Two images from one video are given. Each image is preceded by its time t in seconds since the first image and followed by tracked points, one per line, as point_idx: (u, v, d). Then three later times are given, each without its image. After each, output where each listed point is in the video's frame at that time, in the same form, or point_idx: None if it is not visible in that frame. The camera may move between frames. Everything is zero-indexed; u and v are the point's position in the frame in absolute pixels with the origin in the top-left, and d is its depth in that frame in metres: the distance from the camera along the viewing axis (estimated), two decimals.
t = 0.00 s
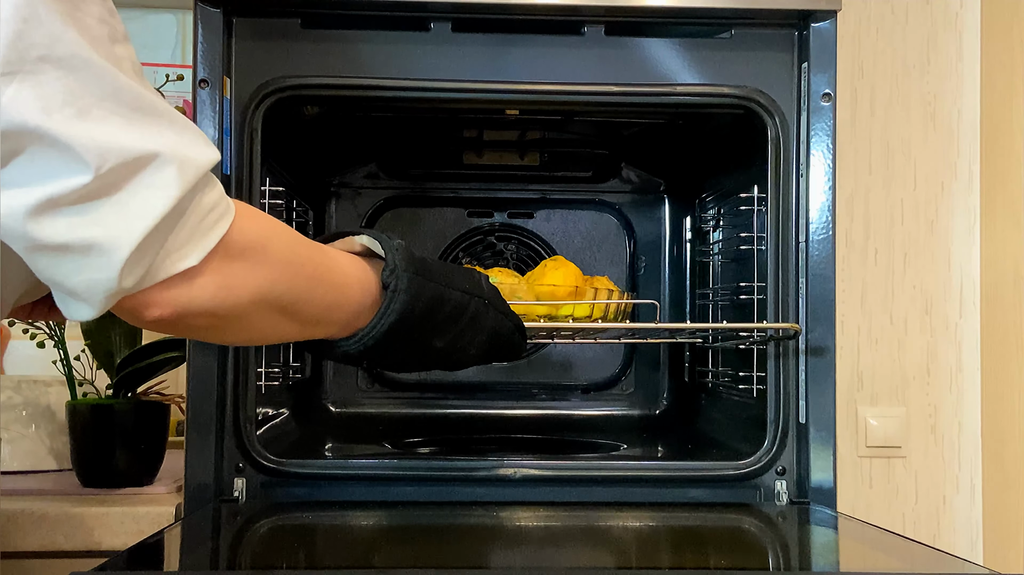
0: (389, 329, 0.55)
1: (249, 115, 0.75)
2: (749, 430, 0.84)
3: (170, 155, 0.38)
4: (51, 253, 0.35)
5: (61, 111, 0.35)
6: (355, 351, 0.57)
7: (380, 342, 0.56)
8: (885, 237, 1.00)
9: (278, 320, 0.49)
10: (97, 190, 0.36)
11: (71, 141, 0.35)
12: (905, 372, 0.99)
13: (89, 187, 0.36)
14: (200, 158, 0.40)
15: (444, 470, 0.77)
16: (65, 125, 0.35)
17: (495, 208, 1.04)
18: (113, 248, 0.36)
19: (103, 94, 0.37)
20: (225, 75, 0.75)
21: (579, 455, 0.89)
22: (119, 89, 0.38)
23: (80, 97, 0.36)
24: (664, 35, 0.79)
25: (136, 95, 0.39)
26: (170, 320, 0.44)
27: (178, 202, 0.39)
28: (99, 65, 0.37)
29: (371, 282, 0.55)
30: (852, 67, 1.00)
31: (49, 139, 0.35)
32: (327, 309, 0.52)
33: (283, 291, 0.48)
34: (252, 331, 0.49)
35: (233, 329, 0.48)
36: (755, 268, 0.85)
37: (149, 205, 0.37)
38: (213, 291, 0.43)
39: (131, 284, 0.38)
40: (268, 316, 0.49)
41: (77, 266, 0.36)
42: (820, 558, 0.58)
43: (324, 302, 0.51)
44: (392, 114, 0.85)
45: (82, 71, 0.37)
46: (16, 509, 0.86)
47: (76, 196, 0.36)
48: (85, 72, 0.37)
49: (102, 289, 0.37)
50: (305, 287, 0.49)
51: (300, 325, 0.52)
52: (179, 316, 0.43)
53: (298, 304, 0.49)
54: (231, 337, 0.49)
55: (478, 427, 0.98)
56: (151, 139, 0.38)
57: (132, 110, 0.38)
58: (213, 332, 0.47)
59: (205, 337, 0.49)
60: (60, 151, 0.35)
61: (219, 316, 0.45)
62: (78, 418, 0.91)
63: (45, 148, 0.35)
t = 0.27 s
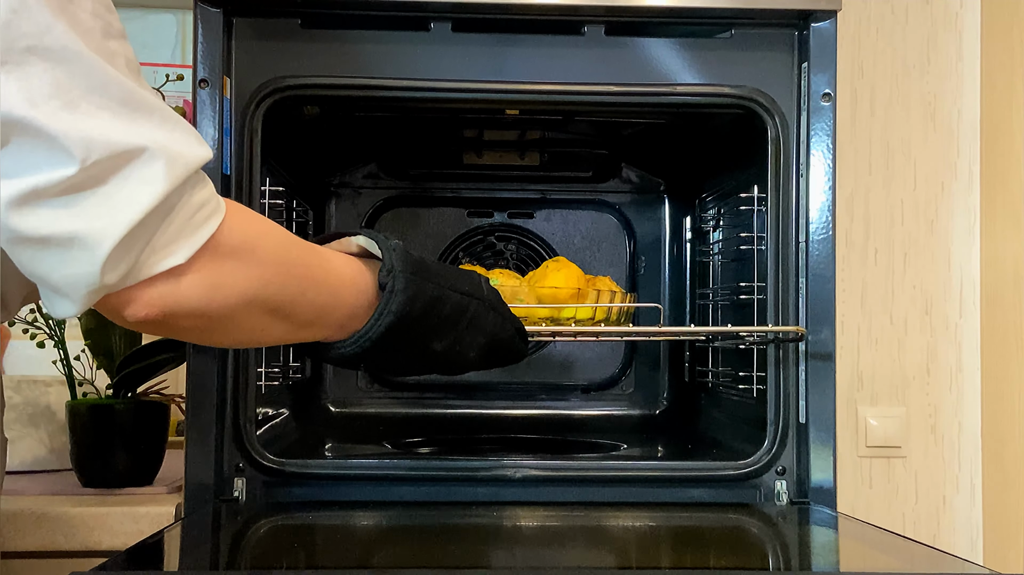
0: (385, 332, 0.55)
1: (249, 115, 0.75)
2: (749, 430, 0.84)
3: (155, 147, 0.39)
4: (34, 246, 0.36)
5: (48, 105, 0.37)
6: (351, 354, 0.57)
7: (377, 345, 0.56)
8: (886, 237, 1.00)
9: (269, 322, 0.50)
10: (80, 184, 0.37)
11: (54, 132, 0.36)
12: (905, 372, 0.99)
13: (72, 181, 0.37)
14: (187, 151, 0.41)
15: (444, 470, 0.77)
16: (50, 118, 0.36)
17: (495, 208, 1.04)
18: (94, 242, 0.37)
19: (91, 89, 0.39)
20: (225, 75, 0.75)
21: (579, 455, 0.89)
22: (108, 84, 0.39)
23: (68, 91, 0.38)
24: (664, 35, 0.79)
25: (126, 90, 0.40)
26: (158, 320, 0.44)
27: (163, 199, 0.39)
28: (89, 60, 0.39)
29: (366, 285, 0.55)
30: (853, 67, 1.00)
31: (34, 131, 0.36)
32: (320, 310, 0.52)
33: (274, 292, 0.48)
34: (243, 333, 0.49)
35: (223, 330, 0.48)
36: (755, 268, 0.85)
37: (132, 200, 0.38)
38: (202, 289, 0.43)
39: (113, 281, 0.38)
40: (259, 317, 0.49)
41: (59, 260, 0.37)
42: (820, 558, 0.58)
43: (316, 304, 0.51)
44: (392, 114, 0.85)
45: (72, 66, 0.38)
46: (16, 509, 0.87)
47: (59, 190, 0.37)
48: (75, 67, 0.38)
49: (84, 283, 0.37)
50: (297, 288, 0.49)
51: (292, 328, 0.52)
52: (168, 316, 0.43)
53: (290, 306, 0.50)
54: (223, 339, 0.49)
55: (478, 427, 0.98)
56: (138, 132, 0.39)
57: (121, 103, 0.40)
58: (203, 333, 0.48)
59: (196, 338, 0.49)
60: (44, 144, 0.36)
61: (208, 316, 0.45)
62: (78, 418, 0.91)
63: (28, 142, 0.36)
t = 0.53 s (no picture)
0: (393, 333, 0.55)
1: (249, 115, 0.75)
2: (749, 430, 0.84)
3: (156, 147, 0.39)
4: (32, 250, 0.36)
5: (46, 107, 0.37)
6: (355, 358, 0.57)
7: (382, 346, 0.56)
8: (885, 236, 1.00)
9: (273, 323, 0.50)
10: (80, 185, 0.37)
11: (48, 133, 0.36)
12: (906, 372, 0.99)
13: (69, 184, 0.37)
14: (189, 153, 0.41)
15: (444, 470, 0.77)
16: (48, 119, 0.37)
17: (495, 208, 1.04)
18: (91, 245, 0.37)
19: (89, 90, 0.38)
20: (225, 75, 0.75)
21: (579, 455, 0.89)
22: (104, 85, 0.39)
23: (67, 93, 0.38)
24: (664, 34, 0.79)
25: (123, 92, 0.40)
26: (158, 322, 0.44)
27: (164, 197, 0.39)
28: (85, 61, 0.39)
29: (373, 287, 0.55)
30: (853, 67, 1.00)
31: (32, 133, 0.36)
32: (324, 311, 0.52)
33: (278, 292, 0.48)
34: (245, 334, 0.49)
35: (224, 331, 0.48)
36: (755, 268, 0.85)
37: (132, 200, 0.38)
38: (202, 290, 0.43)
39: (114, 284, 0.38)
40: (261, 318, 0.49)
41: (59, 261, 0.37)
42: (820, 558, 0.58)
43: (322, 305, 0.52)
44: (392, 114, 0.85)
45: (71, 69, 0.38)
46: (16, 509, 0.87)
47: (58, 190, 0.37)
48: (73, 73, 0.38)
49: (82, 286, 0.37)
50: (301, 289, 0.49)
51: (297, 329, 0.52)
52: (169, 317, 0.43)
53: (292, 306, 0.50)
54: (223, 341, 0.49)
55: (478, 427, 0.98)
56: (136, 133, 0.39)
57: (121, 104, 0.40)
58: (204, 335, 0.47)
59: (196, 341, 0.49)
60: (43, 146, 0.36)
61: (210, 318, 0.45)
62: (78, 417, 0.91)
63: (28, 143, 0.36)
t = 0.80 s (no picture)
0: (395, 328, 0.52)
1: (249, 115, 0.75)
2: (749, 430, 0.84)
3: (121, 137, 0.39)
4: None
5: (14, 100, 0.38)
6: (357, 352, 0.54)
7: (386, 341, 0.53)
8: (886, 236, 1.00)
9: (270, 322, 0.49)
10: (41, 177, 0.37)
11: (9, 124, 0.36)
12: (905, 372, 0.99)
13: (30, 172, 0.37)
14: (161, 142, 0.41)
15: (444, 470, 0.77)
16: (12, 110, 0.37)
17: (495, 208, 1.04)
18: (54, 237, 0.37)
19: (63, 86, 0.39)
20: (225, 75, 0.75)
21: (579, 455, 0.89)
22: (73, 77, 0.40)
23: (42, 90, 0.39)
24: (664, 34, 0.79)
25: (94, 82, 0.40)
26: (149, 321, 0.44)
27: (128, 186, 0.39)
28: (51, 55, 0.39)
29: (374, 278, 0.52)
30: (853, 67, 1.00)
31: None
32: (327, 305, 0.50)
33: (272, 290, 0.47)
34: (240, 332, 0.49)
35: (220, 330, 0.48)
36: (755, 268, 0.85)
37: (93, 191, 0.38)
38: (179, 287, 0.43)
39: (78, 278, 0.38)
40: (257, 316, 0.48)
41: (21, 257, 0.37)
42: (820, 558, 0.58)
43: (324, 304, 0.50)
44: (393, 114, 0.85)
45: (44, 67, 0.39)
46: (16, 509, 0.87)
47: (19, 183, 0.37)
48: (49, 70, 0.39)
49: (47, 278, 0.37)
50: (297, 288, 0.48)
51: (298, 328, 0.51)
52: (151, 317, 0.43)
53: (290, 306, 0.48)
54: (221, 340, 0.49)
55: (478, 427, 0.98)
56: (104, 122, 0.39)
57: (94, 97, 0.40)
58: (200, 334, 0.48)
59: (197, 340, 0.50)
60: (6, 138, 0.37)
61: (197, 317, 0.45)
62: (78, 417, 0.91)
63: None
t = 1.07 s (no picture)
0: (504, 205, 0.42)
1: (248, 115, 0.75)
2: (749, 430, 0.84)
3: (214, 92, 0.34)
4: (135, 220, 0.34)
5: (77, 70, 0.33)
6: (485, 260, 0.43)
7: (514, 232, 0.42)
8: (885, 237, 0.99)
9: (400, 253, 0.41)
10: (134, 160, 0.33)
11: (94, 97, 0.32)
12: (905, 371, 0.99)
13: (146, 142, 0.33)
14: (252, 84, 0.35)
15: (444, 470, 0.77)
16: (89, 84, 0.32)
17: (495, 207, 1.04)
18: (189, 200, 0.33)
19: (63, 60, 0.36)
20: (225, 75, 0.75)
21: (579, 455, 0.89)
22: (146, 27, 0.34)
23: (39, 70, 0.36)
24: (663, 35, 0.80)
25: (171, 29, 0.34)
26: (274, 264, 0.38)
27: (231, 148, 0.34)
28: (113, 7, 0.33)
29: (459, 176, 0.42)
30: (853, 67, 1.00)
31: (68, 106, 0.32)
32: (440, 208, 0.41)
33: (386, 206, 0.39)
34: (367, 267, 0.41)
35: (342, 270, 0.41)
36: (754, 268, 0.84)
37: (197, 165, 0.34)
38: (273, 222, 0.37)
39: (200, 256, 0.35)
40: (380, 243, 0.40)
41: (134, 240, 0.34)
42: (820, 558, 0.58)
43: (444, 200, 0.41)
44: (393, 114, 0.85)
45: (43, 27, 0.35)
46: (16, 509, 0.87)
47: (121, 166, 0.33)
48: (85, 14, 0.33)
49: (195, 244, 0.34)
50: (415, 196, 0.40)
51: (444, 249, 0.42)
52: (290, 258, 0.38)
53: (416, 218, 0.40)
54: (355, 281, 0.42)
55: (478, 427, 0.98)
56: (200, 73, 0.34)
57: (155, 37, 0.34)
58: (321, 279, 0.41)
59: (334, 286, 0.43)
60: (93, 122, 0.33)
61: (330, 249, 0.39)
62: (78, 418, 0.91)
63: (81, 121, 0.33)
